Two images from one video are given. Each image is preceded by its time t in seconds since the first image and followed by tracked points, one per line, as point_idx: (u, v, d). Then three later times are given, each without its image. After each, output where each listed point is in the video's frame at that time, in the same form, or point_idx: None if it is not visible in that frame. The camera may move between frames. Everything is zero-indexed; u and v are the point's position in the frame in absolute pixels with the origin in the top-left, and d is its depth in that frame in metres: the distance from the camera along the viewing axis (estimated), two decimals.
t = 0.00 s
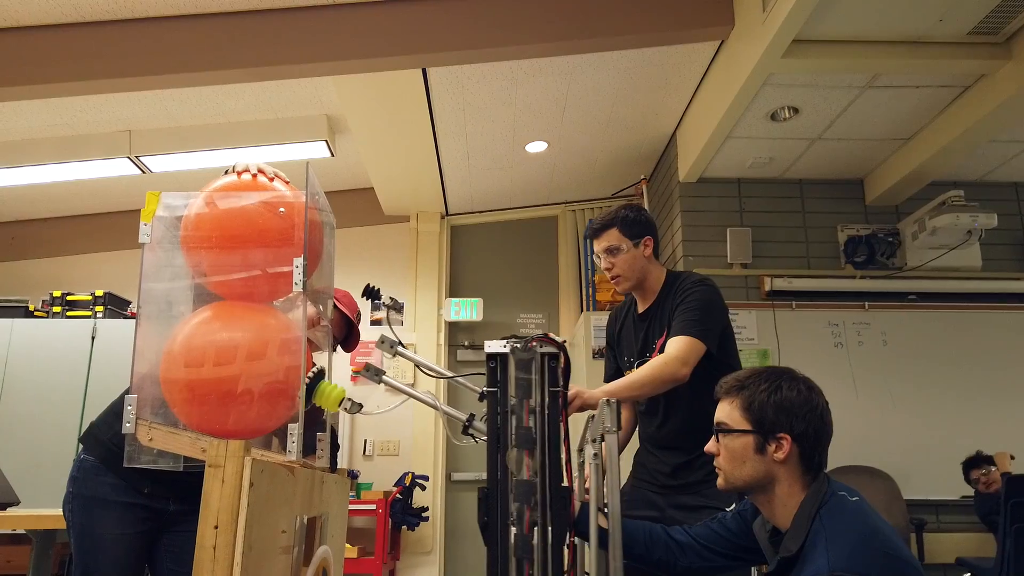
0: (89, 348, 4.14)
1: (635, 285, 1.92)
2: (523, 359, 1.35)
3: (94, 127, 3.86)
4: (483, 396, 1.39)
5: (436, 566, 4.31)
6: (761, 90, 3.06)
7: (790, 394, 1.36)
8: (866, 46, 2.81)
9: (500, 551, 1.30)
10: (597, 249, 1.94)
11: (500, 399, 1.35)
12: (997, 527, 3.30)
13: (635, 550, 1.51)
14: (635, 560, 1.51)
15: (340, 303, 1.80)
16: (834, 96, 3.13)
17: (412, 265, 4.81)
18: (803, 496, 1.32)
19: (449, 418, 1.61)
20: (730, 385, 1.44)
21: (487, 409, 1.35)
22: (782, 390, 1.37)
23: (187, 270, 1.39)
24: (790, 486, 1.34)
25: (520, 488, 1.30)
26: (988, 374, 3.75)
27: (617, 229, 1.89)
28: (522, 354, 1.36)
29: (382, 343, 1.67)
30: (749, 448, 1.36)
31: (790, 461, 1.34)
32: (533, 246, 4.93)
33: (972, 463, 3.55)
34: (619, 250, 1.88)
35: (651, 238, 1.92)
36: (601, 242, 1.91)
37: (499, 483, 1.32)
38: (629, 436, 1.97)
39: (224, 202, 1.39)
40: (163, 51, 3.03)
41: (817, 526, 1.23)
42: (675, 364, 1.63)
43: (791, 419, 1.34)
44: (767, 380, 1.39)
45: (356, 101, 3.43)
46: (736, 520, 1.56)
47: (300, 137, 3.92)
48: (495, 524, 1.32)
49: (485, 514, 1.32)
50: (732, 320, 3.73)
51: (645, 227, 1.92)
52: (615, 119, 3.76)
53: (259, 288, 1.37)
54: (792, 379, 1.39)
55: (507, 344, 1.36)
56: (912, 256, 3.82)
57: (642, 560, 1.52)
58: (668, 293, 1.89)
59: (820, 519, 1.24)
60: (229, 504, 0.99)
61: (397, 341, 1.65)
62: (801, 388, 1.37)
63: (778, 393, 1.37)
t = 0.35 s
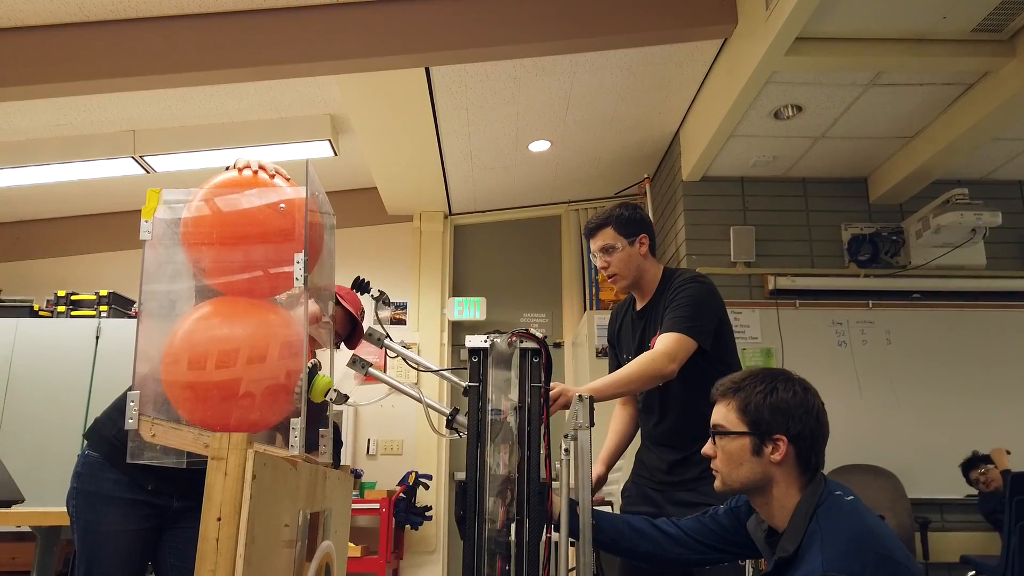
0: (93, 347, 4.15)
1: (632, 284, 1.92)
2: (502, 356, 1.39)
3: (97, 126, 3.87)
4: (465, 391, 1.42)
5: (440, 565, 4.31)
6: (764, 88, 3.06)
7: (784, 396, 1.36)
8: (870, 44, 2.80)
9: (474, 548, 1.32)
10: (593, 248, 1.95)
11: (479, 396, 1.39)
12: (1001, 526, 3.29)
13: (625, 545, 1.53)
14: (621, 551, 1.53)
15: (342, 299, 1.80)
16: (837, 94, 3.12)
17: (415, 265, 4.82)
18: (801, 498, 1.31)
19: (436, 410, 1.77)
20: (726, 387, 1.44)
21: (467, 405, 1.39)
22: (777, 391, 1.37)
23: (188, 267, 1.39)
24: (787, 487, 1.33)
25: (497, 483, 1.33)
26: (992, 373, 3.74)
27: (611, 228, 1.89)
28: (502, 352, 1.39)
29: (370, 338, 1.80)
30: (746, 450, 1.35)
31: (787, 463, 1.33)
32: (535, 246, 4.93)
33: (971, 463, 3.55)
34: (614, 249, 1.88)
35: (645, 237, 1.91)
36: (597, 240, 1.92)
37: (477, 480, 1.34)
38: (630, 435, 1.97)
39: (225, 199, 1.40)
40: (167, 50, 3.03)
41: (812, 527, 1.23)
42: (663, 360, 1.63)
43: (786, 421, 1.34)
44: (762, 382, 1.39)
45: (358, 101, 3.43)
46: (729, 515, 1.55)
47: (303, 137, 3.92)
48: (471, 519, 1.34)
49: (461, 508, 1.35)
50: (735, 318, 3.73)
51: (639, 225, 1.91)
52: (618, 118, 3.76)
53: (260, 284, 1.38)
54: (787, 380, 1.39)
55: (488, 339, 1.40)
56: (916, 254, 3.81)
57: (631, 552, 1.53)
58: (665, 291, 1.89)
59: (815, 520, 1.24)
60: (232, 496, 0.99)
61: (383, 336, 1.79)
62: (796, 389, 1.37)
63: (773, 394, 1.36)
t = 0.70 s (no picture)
0: (97, 345, 4.16)
1: (636, 278, 1.92)
2: (507, 348, 1.38)
3: (100, 124, 3.88)
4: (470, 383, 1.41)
5: (443, 563, 4.31)
6: (767, 85, 3.06)
7: (818, 384, 1.36)
8: (872, 40, 2.80)
9: (481, 542, 1.32)
10: (596, 241, 1.95)
11: (484, 388, 1.37)
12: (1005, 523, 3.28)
13: (640, 529, 1.52)
14: (639, 536, 1.52)
15: (346, 290, 1.80)
16: (840, 91, 3.12)
17: (418, 262, 4.83)
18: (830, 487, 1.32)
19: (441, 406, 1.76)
20: (759, 375, 1.44)
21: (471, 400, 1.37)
22: (811, 380, 1.37)
23: (191, 259, 1.40)
24: (817, 476, 1.34)
25: (502, 474, 1.33)
26: (996, 370, 3.73)
27: (616, 221, 1.89)
28: (506, 344, 1.38)
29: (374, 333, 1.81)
30: (777, 439, 1.35)
31: (819, 452, 1.33)
32: (538, 244, 4.93)
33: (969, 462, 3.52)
34: (618, 242, 1.88)
35: (649, 231, 1.92)
36: (601, 234, 1.92)
37: (482, 472, 1.33)
38: (633, 431, 1.97)
39: (228, 191, 1.40)
40: (171, 47, 3.04)
41: (842, 514, 1.24)
42: (666, 355, 1.62)
43: (819, 410, 1.34)
44: (796, 370, 1.39)
45: (361, 99, 3.43)
46: (750, 502, 1.55)
47: (306, 134, 3.93)
48: (478, 509, 1.33)
49: (467, 499, 1.34)
50: (738, 315, 3.73)
51: (642, 219, 1.92)
52: (621, 115, 3.76)
53: (263, 276, 1.38)
54: (820, 369, 1.39)
55: (492, 332, 1.40)
56: (919, 251, 3.80)
57: (647, 535, 1.52)
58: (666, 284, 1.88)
59: (845, 509, 1.25)
60: (234, 485, 0.99)
61: (389, 331, 1.81)
62: (830, 379, 1.37)
63: (807, 383, 1.36)
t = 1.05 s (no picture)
0: (100, 342, 4.16)
1: (639, 269, 1.92)
2: (530, 337, 1.37)
3: (103, 122, 3.88)
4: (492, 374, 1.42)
5: (446, 560, 4.31)
6: (770, 80, 3.06)
7: (853, 368, 1.36)
8: (876, 35, 2.79)
9: (510, 533, 1.30)
10: (602, 232, 1.95)
11: (510, 378, 1.38)
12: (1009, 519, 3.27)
13: (668, 523, 1.49)
14: (662, 531, 1.49)
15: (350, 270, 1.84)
16: (843, 86, 3.12)
17: (420, 259, 4.83)
18: (861, 472, 1.32)
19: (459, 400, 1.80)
20: (791, 359, 1.43)
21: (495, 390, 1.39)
22: (846, 364, 1.37)
23: (196, 249, 1.40)
24: (849, 461, 1.34)
25: (531, 465, 1.31)
26: (1000, 366, 3.72)
27: (623, 211, 1.89)
28: (529, 332, 1.37)
29: (389, 328, 1.85)
30: (810, 423, 1.35)
31: (852, 437, 1.33)
32: (540, 241, 4.93)
33: (968, 459, 3.49)
34: (625, 233, 1.88)
35: (654, 222, 1.93)
36: (606, 224, 1.92)
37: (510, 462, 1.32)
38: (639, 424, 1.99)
39: (234, 183, 1.40)
40: (173, 44, 3.04)
41: (875, 499, 1.25)
42: (684, 348, 1.61)
43: (854, 394, 1.33)
44: (830, 355, 1.39)
45: (364, 95, 3.43)
46: (773, 490, 1.56)
47: (308, 131, 3.93)
48: (507, 501, 1.33)
49: (496, 490, 1.35)
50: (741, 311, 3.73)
51: (648, 210, 1.93)
52: (623, 111, 3.76)
53: (268, 267, 1.38)
54: (855, 354, 1.39)
55: (514, 322, 1.40)
56: (923, 247, 3.80)
57: (674, 531, 1.50)
58: (671, 276, 1.89)
59: (879, 493, 1.26)
60: (240, 472, 1.00)
61: (405, 326, 1.84)
62: (865, 363, 1.37)
63: (841, 367, 1.36)
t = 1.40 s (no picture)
0: (101, 339, 4.17)
1: (650, 261, 1.91)
2: (563, 328, 1.37)
3: (104, 119, 3.89)
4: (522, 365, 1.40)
5: (447, 556, 4.32)
6: (771, 76, 3.05)
7: (855, 355, 1.36)
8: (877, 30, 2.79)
9: (538, 526, 1.32)
10: (612, 223, 1.93)
11: (540, 370, 1.36)
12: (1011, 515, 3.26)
13: (689, 529, 1.51)
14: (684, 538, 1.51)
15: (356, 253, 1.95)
16: (845, 81, 3.11)
17: (421, 256, 4.83)
18: (863, 457, 1.32)
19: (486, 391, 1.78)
20: (793, 348, 1.43)
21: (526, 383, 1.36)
22: (847, 352, 1.36)
23: (194, 241, 1.40)
24: (851, 446, 1.34)
25: (562, 459, 1.33)
26: (1002, 362, 3.72)
27: (634, 203, 1.90)
28: (562, 324, 1.37)
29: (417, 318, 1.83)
30: (813, 411, 1.34)
31: (854, 423, 1.33)
32: (542, 238, 4.93)
33: (970, 454, 3.50)
34: (637, 224, 1.88)
35: (664, 215, 1.94)
36: (618, 215, 1.91)
37: (539, 455, 1.33)
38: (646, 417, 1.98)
39: (234, 177, 1.41)
40: (173, 41, 3.04)
41: (875, 481, 1.26)
42: (705, 343, 1.60)
43: (856, 380, 1.33)
44: (832, 342, 1.38)
45: (365, 92, 3.43)
46: (782, 490, 1.58)
47: (309, 128, 3.93)
48: (535, 494, 1.32)
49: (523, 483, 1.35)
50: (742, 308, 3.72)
51: (658, 203, 1.93)
52: (624, 108, 3.75)
53: (267, 258, 1.38)
54: (856, 341, 1.39)
55: (547, 313, 1.37)
56: (925, 244, 3.79)
57: (693, 540, 1.52)
58: (678, 270, 1.89)
59: (881, 474, 1.27)
60: (239, 458, 1.00)
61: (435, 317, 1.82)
62: (866, 350, 1.37)
63: (843, 354, 1.36)
